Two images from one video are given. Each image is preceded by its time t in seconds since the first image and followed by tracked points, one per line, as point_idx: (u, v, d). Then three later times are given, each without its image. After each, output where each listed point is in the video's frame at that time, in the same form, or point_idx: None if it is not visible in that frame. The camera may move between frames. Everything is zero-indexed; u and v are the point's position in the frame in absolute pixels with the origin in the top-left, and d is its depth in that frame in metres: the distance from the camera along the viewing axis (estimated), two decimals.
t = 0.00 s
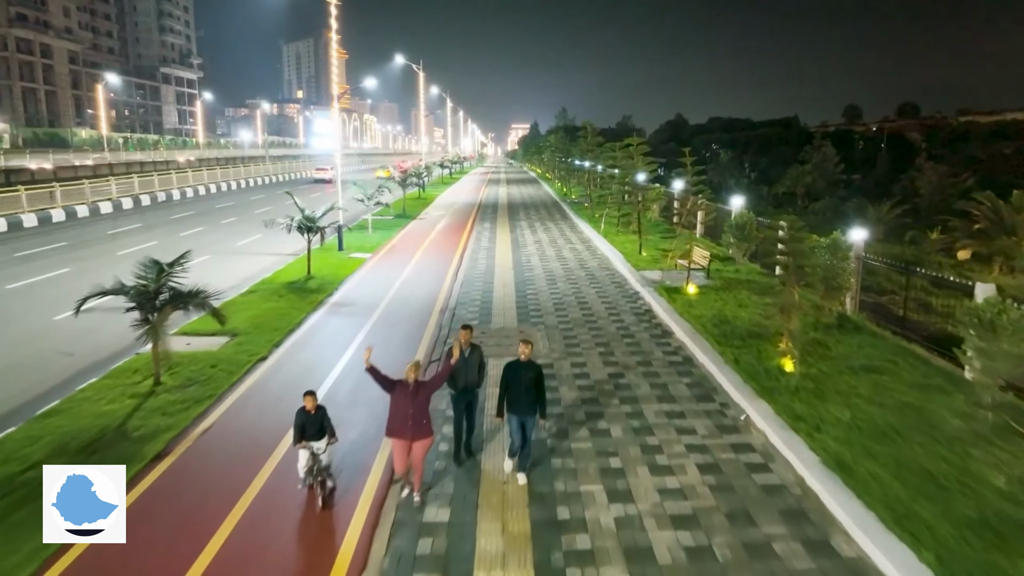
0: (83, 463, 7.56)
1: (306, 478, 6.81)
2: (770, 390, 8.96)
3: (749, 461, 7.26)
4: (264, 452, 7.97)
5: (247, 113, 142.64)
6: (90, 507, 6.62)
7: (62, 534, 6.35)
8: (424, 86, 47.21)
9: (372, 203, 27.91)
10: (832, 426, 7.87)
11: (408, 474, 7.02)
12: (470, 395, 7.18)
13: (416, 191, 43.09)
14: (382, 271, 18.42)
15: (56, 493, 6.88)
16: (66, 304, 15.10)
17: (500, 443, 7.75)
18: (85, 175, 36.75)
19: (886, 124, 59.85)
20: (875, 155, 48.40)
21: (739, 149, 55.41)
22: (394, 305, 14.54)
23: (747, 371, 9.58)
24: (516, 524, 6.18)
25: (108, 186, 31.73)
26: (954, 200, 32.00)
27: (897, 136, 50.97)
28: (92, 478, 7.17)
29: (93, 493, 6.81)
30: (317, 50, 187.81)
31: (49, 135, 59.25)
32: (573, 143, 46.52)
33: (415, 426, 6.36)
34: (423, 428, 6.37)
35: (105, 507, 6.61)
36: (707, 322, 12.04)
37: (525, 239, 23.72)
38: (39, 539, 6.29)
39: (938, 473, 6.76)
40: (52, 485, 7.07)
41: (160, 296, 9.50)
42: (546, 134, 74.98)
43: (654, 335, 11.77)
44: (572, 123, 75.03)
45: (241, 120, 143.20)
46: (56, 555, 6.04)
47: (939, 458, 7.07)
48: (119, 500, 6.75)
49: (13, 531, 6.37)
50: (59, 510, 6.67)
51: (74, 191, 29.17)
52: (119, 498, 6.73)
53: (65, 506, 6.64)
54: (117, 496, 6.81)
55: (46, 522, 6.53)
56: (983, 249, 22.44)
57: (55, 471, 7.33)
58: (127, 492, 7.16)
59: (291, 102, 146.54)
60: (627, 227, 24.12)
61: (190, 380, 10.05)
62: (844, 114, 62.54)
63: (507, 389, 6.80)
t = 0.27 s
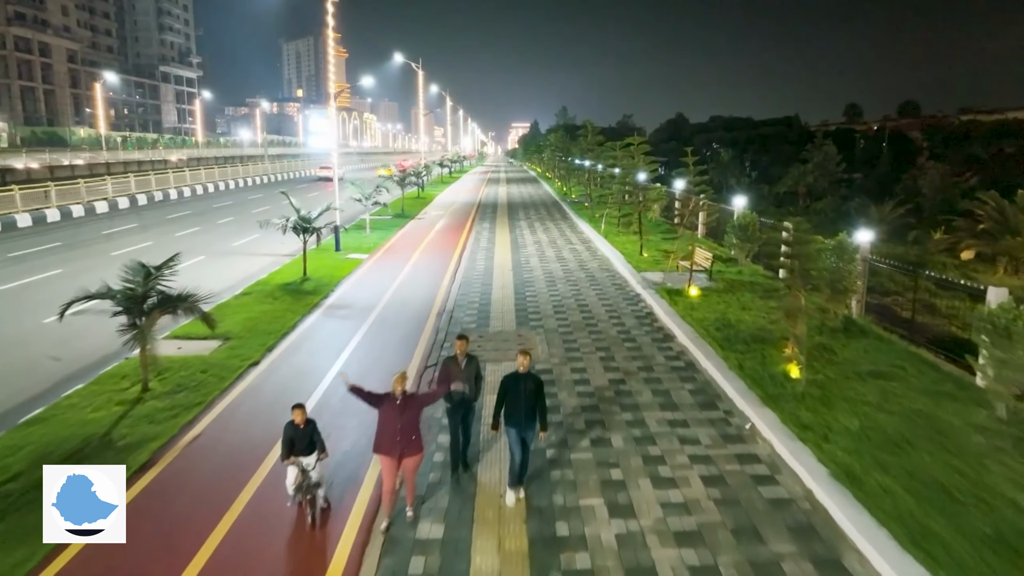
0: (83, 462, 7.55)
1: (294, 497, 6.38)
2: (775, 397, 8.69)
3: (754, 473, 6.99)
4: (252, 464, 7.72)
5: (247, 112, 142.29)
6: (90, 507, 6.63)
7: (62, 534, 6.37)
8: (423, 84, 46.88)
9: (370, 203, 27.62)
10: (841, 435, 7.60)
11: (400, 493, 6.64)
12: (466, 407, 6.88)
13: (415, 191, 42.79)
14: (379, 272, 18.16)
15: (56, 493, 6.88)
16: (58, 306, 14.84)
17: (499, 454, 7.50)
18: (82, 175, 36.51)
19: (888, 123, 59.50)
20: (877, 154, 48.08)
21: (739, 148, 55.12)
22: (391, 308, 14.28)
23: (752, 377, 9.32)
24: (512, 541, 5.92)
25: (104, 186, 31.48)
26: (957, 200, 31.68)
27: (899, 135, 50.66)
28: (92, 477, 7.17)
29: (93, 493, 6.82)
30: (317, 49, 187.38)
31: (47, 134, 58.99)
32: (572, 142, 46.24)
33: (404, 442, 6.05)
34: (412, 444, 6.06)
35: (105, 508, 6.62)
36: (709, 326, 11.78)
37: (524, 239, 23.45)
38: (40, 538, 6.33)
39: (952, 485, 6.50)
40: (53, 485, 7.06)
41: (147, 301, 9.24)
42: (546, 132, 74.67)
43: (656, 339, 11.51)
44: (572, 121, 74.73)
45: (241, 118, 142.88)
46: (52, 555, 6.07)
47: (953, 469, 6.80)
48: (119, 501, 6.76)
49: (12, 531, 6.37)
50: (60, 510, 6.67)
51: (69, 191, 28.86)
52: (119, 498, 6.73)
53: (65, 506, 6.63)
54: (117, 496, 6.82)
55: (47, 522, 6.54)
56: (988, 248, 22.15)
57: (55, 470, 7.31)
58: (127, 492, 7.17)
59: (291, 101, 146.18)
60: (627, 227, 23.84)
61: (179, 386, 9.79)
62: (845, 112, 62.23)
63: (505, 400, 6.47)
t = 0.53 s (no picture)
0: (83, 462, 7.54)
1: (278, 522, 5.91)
2: (783, 406, 8.38)
3: (762, 489, 6.67)
4: (238, 477, 7.40)
5: (247, 110, 141.85)
6: (90, 507, 6.63)
7: (62, 535, 6.37)
8: (422, 83, 46.49)
9: (368, 203, 27.27)
10: (852, 448, 7.28)
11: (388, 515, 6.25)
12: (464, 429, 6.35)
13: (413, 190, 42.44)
14: (376, 273, 17.83)
15: (56, 493, 6.86)
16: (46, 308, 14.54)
17: (496, 469, 7.18)
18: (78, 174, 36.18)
19: (889, 122, 59.11)
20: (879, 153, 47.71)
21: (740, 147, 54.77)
22: (387, 311, 13.95)
23: (758, 386, 9.00)
24: (507, 564, 5.60)
25: (99, 185, 31.14)
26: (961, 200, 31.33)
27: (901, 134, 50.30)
28: (92, 477, 7.16)
29: (93, 493, 6.82)
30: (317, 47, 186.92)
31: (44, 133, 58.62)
32: (573, 141, 45.90)
33: (388, 469, 5.66)
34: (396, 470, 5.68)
35: (105, 508, 6.61)
36: (713, 331, 11.45)
37: (523, 239, 23.11)
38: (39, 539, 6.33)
39: (970, 504, 6.20)
40: (52, 486, 7.04)
41: (132, 305, 8.92)
42: (546, 131, 74.31)
43: (658, 344, 11.18)
44: (573, 120, 74.35)
45: (241, 117, 142.46)
46: (48, 555, 6.08)
47: (971, 487, 6.49)
48: (119, 501, 6.74)
49: (12, 533, 6.37)
50: (59, 510, 6.66)
51: (63, 190, 28.52)
52: (118, 498, 6.72)
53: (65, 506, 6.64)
54: (117, 496, 6.80)
55: (46, 522, 6.54)
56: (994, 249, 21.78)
57: (55, 471, 7.29)
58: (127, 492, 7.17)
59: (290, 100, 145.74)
60: (627, 227, 23.49)
61: (166, 394, 9.47)
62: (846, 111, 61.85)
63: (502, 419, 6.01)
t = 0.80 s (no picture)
0: (82, 462, 7.53)
1: (264, 547, 5.58)
2: (790, 415, 8.10)
3: (771, 504, 6.40)
4: (227, 488, 7.14)
5: (246, 109, 141.43)
6: (89, 507, 6.59)
7: (62, 535, 6.32)
8: (421, 81, 46.13)
9: (365, 203, 26.95)
10: (864, 460, 7.01)
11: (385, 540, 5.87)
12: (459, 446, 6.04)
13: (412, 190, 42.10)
14: (372, 275, 17.53)
15: (55, 493, 6.83)
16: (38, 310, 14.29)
17: (493, 484, 6.90)
18: (74, 173, 35.84)
19: (891, 121, 58.81)
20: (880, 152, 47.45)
21: (741, 146, 54.51)
22: (383, 314, 13.68)
23: (764, 394, 8.73)
24: None
25: (94, 185, 30.83)
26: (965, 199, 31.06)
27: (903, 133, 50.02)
28: (92, 477, 7.18)
29: (93, 493, 6.83)
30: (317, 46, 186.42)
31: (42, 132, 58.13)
32: (573, 140, 45.55)
33: (375, 497, 5.34)
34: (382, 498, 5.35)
35: (105, 507, 6.58)
36: (717, 335, 11.18)
37: (523, 240, 22.82)
38: (38, 539, 6.28)
39: (989, 520, 5.94)
40: (52, 485, 7.03)
41: (119, 310, 8.66)
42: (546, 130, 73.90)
43: (661, 349, 10.89)
44: (572, 118, 73.98)
45: (240, 116, 141.96)
46: (44, 554, 6.03)
47: (991, 502, 6.21)
48: (119, 501, 6.73)
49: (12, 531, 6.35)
50: (59, 510, 6.61)
51: (58, 190, 28.22)
52: (118, 497, 6.72)
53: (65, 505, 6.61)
54: (117, 496, 6.81)
55: (46, 522, 6.50)
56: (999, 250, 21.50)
57: (54, 470, 7.27)
58: (127, 492, 7.17)
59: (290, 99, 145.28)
60: (628, 228, 23.19)
61: (154, 401, 9.18)
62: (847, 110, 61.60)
63: (500, 439, 5.61)
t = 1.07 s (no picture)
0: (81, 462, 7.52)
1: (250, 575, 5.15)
2: (798, 424, 7.84)
3: (781, 519, 6.13)
4: (214, 505, 6.88)
5: (246, 108, 141.10)
6: (90, 507, 6.65)
7: (62, 535, 6.39)
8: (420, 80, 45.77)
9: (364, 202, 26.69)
10: (876, 473, 6.75)
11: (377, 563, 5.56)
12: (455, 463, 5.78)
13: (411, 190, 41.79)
14: (370, 276, 17.27)
15: (55, 493, 6.80)
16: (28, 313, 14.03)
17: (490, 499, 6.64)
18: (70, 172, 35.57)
19: (892, 120, 58.54)
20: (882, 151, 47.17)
21: (742, 145, 54.20)
22: (380, 317, 13.43)
23: (771, 401, 8.47)
24: None
25: (90, 184, 30.55)
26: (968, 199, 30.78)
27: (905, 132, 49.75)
28: (92, 477, 7.13)
29: (93, 493, 6.84)
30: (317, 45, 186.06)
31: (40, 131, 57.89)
32: (573, 139, 45.27)
33: (365, 524, 5.00)
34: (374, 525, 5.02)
35: (105, 507, 6.65)
36: (721, 340, 10.91)
37: (522, 240, 22.55)
38: (38, 540, 6.32)
39: (1009, 537, 5.68)
40: (51, 486, 7.00)
41: (106, 316, 8.40)
42: (546, 129, 73.61)
43: (664, 354, 10.63)
44: (573, 117, 73.67)
45: (239, 115, 141.60)
46: (44, 552, 6.14)
47: (1008, 518, 5.97)
48: (119, 500, 6.79)
49: (13, 531, 6.39)
50: (60, 510, 6.63)
51: (53, 189, 27.96)
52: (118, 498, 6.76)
53: (66, 505, 6.65)
54: (117, 496, 6.84)
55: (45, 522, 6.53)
56: (1004, 250, 21.22)
57: (54, 471, 7.25)
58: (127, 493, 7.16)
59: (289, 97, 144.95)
60: (629, 228, 22.92)
61: (143, 409, 8.93)
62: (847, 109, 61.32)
63: (498, 458, 5.30)
